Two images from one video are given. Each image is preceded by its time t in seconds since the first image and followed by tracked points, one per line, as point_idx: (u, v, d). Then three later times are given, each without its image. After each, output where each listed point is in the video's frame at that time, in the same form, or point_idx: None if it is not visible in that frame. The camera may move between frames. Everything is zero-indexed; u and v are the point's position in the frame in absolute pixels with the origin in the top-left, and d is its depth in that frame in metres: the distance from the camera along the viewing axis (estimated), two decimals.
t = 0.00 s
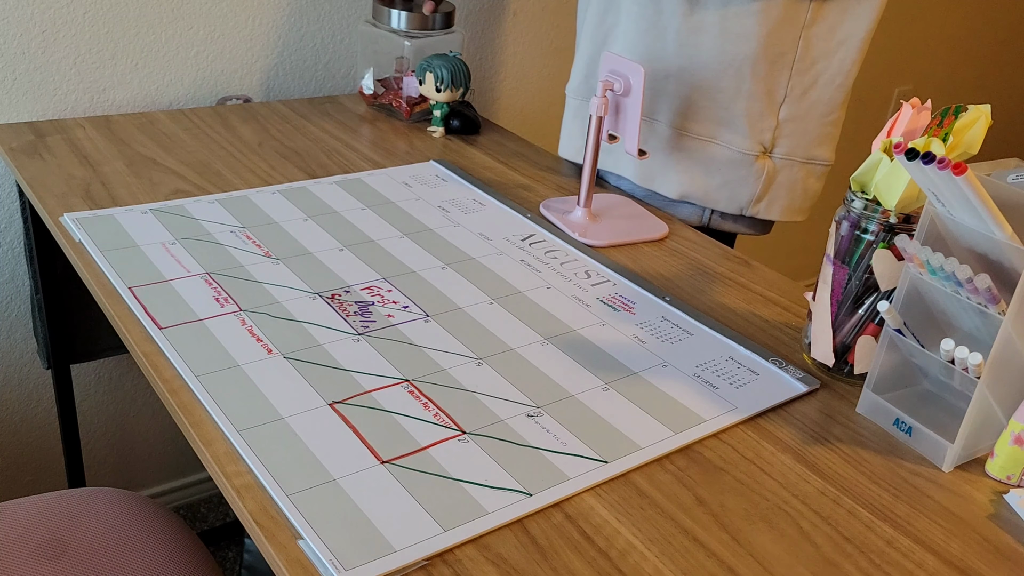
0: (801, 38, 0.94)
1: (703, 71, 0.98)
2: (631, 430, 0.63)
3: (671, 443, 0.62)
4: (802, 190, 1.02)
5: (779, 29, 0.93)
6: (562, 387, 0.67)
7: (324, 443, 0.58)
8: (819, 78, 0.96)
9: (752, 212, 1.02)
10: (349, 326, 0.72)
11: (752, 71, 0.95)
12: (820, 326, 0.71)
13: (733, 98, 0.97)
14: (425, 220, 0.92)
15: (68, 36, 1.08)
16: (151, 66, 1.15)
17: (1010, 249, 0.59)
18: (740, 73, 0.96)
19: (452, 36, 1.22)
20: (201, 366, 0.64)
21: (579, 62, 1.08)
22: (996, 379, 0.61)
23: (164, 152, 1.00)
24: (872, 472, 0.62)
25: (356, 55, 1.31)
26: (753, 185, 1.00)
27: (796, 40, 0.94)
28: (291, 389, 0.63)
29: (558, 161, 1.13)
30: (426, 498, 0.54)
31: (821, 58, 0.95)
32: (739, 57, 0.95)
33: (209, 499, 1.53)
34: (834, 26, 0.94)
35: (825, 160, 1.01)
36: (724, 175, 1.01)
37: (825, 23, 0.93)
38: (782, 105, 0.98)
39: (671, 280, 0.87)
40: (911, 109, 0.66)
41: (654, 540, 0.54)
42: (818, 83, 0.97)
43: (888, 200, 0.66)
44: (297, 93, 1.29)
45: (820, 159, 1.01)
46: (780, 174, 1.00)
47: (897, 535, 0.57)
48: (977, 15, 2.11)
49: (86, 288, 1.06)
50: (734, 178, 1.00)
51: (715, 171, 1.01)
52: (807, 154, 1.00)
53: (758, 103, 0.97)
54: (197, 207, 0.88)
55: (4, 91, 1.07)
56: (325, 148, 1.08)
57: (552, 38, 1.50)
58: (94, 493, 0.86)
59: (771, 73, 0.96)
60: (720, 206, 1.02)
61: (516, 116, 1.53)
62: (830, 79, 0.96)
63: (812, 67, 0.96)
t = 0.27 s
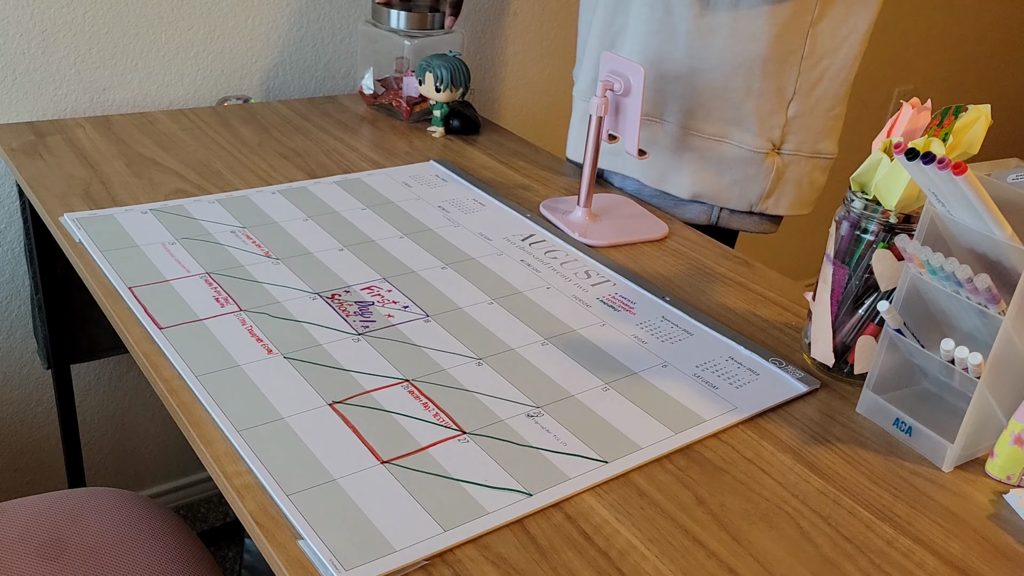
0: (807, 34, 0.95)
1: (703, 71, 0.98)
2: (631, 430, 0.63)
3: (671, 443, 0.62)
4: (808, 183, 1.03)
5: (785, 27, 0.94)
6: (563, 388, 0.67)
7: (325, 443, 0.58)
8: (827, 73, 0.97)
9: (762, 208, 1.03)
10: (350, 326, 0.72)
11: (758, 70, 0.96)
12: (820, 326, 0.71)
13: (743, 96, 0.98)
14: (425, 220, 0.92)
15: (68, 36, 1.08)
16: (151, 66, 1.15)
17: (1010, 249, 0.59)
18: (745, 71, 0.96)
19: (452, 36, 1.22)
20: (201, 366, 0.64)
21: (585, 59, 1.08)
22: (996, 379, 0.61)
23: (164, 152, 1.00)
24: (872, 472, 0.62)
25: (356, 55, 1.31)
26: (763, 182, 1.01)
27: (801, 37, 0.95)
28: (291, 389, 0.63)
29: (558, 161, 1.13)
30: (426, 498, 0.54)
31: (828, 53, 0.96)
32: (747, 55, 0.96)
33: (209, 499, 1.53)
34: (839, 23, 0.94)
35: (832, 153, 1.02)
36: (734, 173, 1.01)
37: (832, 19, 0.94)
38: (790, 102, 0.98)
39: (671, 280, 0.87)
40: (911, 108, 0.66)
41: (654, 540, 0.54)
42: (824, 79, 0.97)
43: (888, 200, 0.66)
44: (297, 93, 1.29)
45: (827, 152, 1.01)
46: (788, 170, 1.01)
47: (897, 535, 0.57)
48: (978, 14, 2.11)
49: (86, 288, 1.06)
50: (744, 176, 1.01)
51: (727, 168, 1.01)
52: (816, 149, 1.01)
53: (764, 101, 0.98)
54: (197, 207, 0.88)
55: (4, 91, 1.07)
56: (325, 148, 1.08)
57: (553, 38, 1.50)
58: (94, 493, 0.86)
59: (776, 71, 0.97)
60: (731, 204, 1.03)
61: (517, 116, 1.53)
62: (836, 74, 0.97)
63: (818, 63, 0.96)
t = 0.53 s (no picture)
0: (817, 32, 0.96)
1: (703, 71, 0.98)
2: (631, 430, 0.63)
3: (671, 443, 0.62)
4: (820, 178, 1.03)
5: (797, 26, 0.94)
6: (562, 387, 0.67)
7: (324, 443, 0.58)
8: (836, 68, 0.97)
9: (776, 204, 1.02)
10: (349, 326, 0.72)
11: (772, 69, 0.96)
12: (820, 326, 0.71)
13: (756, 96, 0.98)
14: (425, 220, 0.92)
15: (68, 36, 1.08)
16: (151, 66, 1.15)
17: (1010, 249, 0.59)
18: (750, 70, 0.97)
19: (452, 36, 1.22)
20: (200, 366, 0.64)
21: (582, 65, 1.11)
22: (996, 379, 0.61)
23: (164, 152, 1.00)
24: (872, 472, 0.62)
25: (356, 55, 1.31)
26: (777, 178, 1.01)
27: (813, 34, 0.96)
28: (291, 389, 0.63)
29: (557, 161, 1.13)
30: (426, 498, 0.54)
31: (836, 49, 0.96)
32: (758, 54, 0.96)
33: (209, 499, 1.53)
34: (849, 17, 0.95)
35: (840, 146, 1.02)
36: (749, 172, 1.01)
37: (841, 15, 0.95)
38: (804, 98, 0.99)
39: (671, 280, 0.87)
40: (911, 108, 0.66)
41: (654, 540, 0.54)
42: (835, 73, 0.98)
43: (888, 200, 0.66)
44: (297, 93, 1.29)
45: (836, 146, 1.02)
46: (801, 166, 1.01)
47: (896, 536, 0.57)
48: (978, 15, 2.11)
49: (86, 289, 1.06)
50: (758, 173, 1.01)
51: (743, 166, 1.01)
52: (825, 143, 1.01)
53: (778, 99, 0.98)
54: (197, 207, 0.88)
55: (4, 91, 1.07)
56: (325, 148, 1.08)
57: (552, 38, 1.49)
58: (94, 493, 0.86)
59: (791, 69, 0.97)
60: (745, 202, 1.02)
61: (517, 116, 1.53)
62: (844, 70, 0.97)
63: (828, 59, 0.97)
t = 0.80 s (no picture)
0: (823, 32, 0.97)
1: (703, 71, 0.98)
2: (631, 430, 0.63)
3: (671, 443, 0.62)
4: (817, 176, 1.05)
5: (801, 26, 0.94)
6: (562, 387, 0.67)
7: (324, 442, 0.58)
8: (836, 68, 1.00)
9: (782, 204, 1.03)
10: (349, 326, 0.72)
11: (781, 68, 0.97)
12: (820, 326, 0.71)
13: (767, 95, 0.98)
14: (425, 219, 0.92)
15: (68, 36, 1.08)
16: (151, 66, 1.15)
17: (1010, 249, 0.59)
18: (751, 69, 0.97)
19: (451, 37, 1.22)
20: (200, 366, 0.64)
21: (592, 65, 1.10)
22: (996, 378, 0.61)
23: (164, 152, 1.00)
24: (872, 472, 0.62)
25: (356, 55, 1.31)
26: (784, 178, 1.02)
27: (819, 33, 0.97)
28: (291, 389, 0.63)
29: (557, 161, 1.13)
30: (426, 498, 0.54)
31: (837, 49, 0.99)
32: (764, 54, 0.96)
33: (209, 499, 1.53)
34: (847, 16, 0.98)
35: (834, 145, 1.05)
36: (761, 173, 1.01)
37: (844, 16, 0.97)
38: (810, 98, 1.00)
39: (672, 280, 0.87)
40: (911, 109, 0.66)
41: (654, 540, 0.54)
42: (834, 74, 1.01)
43: (888, 200, 0.66)
44: (297, 94, 1.29)
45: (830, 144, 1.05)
46: (805, 165, 1.03)
47: (897, 536, 0.57)
48: (978, 15, 2.11)
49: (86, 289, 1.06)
50: (769, 174, 1.01)
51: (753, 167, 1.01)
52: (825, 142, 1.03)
53: (787, 98, 0.99)
54: (197, 207, 0.88)
55: (4, 91, 1.07)
56: (325, 148, 1.08)
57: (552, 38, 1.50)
58: (94, 493, 0.86)
59: (799, 68, 0.98)
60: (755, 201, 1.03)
61: (517, 116, 1.53)
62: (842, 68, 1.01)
63: (831, 59, 0.99)
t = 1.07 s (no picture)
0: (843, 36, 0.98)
1: (703, 71, 0.98)
2: (631, 430, 0.63)
3: (671, 443, 0.62)
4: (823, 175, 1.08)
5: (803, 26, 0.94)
6: (563, 387, 0.67)
7: (324, 442, 0.58)
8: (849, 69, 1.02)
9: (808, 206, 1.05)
10: (349, 326, 0.72)
11: (815, 75, 0.97)
12: (820, 326, 0.71)
13: (803, 101, 0.98)
14: (425, 219, 0.92)
15: (67, 36, 1.08)
16: (151, 66, 1.15)
17: (1010, 249, 0.59)
18: (784, 77, 0.97)
19: (451, 36, 1.22)
20: (201, 366, 0.64)
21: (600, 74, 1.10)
22: (997, 378, 0.61)
23: (164, 152, 1.00)
24: (872, 472, 0.62)
25: (356, 55, 1.32)
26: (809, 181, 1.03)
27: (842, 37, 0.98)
28: (291, 389, 0.63)
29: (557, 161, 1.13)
30: (426, 498, 0.54)
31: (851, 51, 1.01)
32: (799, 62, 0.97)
33: (209, 499, 1.53)
34: (864, 23, 1.01)
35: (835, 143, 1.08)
36: (795, 180, 1.01)
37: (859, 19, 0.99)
38: (830, 101, 1.01)
39: (672, 280, 0.87)
40: (911, 108, 0.66)
41: (654, 540, 0.54)
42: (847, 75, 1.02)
43: (888, 200, 0.66)
44: (297, 94, 1.29)
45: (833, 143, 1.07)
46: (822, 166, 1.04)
47: (896, 536, 0.57)
48: (977, 16, 2.11)
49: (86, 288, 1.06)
50: (801, 179, 1.02)
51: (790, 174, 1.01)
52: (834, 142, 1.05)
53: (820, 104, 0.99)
54: (197, 207, 0.88)
55: (4, 91, 1.07)
56: (325, 148, 1.08)
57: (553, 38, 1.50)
58: (95, 493, 0.86)
59: (827, 73, 0.99)
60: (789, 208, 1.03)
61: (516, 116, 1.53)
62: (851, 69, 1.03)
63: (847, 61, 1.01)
